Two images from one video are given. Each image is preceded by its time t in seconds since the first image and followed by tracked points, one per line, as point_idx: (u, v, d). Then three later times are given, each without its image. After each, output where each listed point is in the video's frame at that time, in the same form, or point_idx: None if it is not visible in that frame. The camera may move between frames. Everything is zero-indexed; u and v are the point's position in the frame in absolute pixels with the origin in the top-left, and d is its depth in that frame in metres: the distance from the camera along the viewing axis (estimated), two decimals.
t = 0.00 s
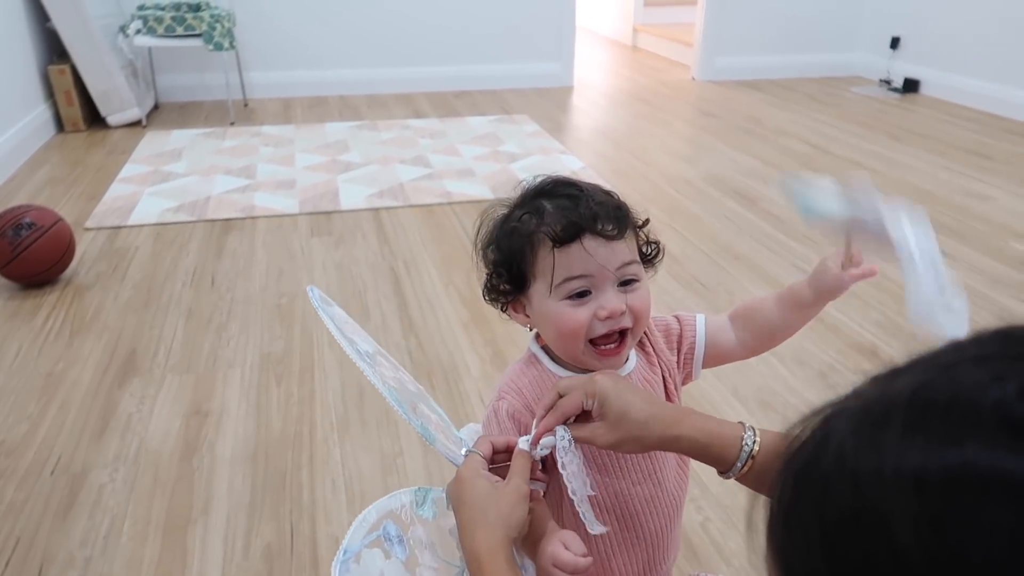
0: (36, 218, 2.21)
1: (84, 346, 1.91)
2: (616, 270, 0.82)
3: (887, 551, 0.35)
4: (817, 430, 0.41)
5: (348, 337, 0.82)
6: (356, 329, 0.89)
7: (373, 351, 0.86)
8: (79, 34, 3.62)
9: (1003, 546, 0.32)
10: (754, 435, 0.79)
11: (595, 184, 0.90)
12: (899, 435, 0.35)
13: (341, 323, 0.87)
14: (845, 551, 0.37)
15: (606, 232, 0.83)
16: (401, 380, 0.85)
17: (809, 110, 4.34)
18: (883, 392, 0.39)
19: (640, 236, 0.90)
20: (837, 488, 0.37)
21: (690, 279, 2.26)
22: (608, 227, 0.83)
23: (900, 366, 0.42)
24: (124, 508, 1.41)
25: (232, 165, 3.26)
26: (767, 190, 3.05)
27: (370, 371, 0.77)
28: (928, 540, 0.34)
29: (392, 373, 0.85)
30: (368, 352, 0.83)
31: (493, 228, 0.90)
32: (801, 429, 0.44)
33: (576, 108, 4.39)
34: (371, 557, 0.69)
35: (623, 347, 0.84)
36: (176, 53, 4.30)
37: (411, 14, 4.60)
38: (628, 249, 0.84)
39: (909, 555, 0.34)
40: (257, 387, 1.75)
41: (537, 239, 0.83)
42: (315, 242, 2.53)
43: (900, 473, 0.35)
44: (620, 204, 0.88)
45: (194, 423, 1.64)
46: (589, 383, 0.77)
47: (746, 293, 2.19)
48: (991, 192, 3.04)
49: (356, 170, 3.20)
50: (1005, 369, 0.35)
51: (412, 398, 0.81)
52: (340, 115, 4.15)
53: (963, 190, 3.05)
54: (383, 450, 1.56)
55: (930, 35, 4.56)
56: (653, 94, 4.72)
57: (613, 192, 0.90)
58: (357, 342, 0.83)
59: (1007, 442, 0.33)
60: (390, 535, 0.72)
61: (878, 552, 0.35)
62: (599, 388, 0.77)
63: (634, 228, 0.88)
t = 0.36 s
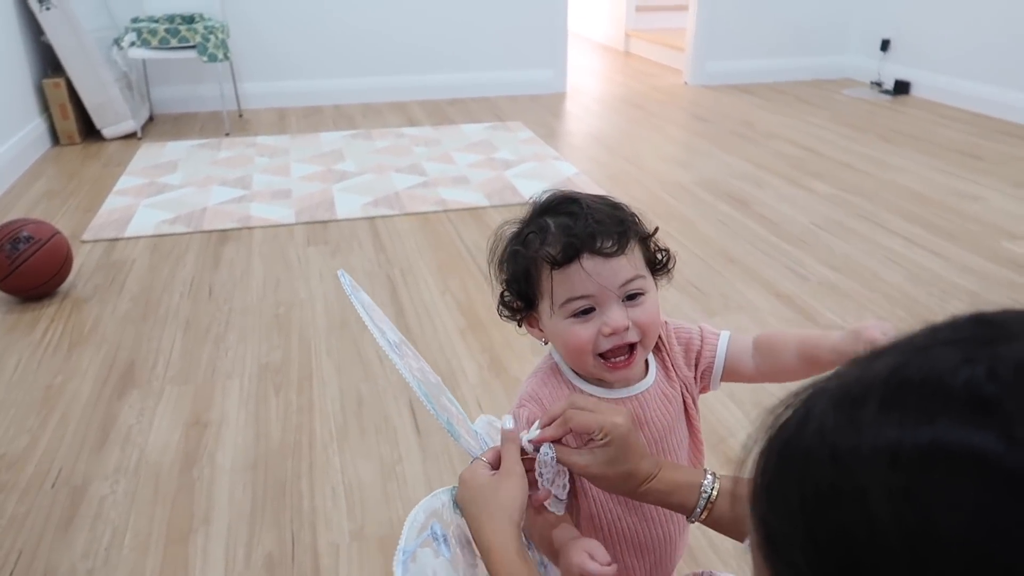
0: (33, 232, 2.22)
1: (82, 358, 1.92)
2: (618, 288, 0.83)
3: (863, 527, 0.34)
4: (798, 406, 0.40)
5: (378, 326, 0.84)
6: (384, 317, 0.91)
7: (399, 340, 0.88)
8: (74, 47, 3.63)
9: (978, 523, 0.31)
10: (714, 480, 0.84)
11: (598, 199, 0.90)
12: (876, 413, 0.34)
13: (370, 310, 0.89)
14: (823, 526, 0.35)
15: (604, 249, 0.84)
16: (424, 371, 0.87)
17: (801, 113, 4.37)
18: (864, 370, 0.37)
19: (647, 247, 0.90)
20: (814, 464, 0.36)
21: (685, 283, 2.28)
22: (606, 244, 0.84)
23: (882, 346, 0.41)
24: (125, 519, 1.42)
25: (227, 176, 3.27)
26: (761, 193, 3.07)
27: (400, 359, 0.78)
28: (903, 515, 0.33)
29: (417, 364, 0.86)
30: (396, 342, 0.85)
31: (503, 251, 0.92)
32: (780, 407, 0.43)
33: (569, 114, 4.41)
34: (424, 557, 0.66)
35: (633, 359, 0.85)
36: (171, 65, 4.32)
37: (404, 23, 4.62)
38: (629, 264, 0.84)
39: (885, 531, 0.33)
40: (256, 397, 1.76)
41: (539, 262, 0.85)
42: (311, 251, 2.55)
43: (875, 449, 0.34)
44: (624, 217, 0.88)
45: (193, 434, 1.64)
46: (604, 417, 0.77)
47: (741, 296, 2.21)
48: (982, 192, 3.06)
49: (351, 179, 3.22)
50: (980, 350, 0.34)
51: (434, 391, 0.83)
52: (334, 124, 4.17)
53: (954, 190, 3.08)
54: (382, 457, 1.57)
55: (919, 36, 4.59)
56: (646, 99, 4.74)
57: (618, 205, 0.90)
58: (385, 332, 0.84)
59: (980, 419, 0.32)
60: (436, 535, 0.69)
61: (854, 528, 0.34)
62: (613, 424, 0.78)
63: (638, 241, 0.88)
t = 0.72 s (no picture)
0: (14, 251, 2.20)
1: (66, 378, 1.91)
2: (586, 320, 0.82)
3: (827, 490, 0.34)
4: (761, 379, 0.40)
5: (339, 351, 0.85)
6: (354, 341, 0.91)
7: (366, 363, 0.89)
8: (53, 66, 3.61)
9: (938, 481, 0.32)
10: (697, 481, 0.86)
11: (572, 219, 0.87)
12: (839, 379, 0.35)
13: (337, 336, 0.89)
14: (789, 492, 0.36)
15: (571, 281, 0.81)
16: (392, 391, 0.87)
17: (780, 119, 4.42)
18: (826, 342, 0.38)
19: (624, 268, 0.87)
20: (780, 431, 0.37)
21: (670, 290, 2.30)
22: (573, 275, 0.81)
23: (842, 323, 0.42)
24: (112, 538, 1.41)
25: (210, 192, 3.27)
26: (742, 199, 3.10)
27: (356, 382, 0.79)
28: (865, 477, 0.33)
29: (384, 385, 0.87)
30: (360, 364, 0.86)
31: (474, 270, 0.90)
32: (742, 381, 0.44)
33: (551, 124, 4.44)
34: (312, 559, 0.72)
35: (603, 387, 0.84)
36: (152, 82, 4.30)
37: (384, 36, 4.63)
38: (598, 295, 0.82)
39: (848, 494, 0.34)
40: (242, 413, 1.75)
41: (505, 290, 0.84)
42: (295, 265, 2.54)
43: (839, 415, 0.35)
44: (598, 240, 0.86)
45: (179, 450, 1.64)
46: (590, 423, 0.79)
47: (725, 302, 2.22)
48: (959, 194, 3.11)
49: (335, 193, 3.22)
50: (935, 320, 0.35)
51: (398, 409, 0.83)
52: (316, 138, 4.17)
53: (932, 193, 3.12)
54: (371, 468, 1.57)
55: (894, 42, 4.65)
56: (627, 108, 4.78)
57: (594, 224, 0.87)
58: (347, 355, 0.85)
59: (937, 383, 0.33)
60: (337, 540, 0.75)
61: (818, 494, 0.35)
62: (599, 430, 0.80)
63: (611, 265, 0.85)
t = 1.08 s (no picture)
0: None
1: (39, 382, 1.89)
2: (563, 365, 0.85)
3: (791, 485, 0.32)
4: (728, 373, 0.38)
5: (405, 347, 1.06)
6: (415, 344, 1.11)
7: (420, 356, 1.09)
8: (28, 65, 3.57)
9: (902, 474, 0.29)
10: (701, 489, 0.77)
11: (610, 248, 0.86)
12: (810, 368, 0.33)
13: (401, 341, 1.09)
14: (754, 482, 0.33)
15: (553, 330, 0.84)
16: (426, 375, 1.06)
17: (758, 123, 4.46)
18: (792, 333, 0.37)
19: (638, 322, 0.85)
20: (746, 424, 0.34)
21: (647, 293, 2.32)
22: (557, 326, 0.84)
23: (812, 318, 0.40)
24: (85, 545, 1.40)
25: (187, 193, 3.24)
26: (719, 203, 3.13)
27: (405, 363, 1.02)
28: (829, 468, 0.31)
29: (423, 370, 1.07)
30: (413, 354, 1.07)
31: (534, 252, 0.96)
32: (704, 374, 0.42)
33: (531, 127, 4.45)
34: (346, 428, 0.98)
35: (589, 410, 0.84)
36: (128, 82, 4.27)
37: (364, 37, 4.62)
38: (578, 351, 0.84)
39: (810, 488, 0.31)
40: (219, 417, 1.75)
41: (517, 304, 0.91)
42: (274, 268, 2.54)
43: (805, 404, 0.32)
44: (610, 288, 0.84)
45: (154, 456, 1.63)
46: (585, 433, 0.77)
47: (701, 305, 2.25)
48: (931, 199, 3.16)
49: (314, 195, 3.21)
50: (906, 310, 0.34)
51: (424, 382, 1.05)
52: (295, 140, 4.15)
53: (905, 198, 3.17)
54: (348, 474, 1.57)
55: (869, 48, 4.72)
56: (606, 112, 4.81)
57: (624, 262, 0.85)
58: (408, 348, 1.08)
59: (904, 372, 0.31)
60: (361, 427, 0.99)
61: (780, 488, 0.32)
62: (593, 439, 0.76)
63: (613, 316, 0.84)
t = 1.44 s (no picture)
0: None
1: None
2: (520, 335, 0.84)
3: (725, 391, 0.37)
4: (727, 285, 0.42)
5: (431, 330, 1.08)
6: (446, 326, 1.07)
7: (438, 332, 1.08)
8: None
9: (813, 412, 0.34)
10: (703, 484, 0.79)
11: (580, 235, 0.80)
12: (776, 308, 0.37)
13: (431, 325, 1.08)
14: (697, 392, 0.38)
15: (508, 300, 0.83)
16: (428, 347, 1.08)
17: (719, 124, 4.50)
18: (799, 266, 0.40)
19: (585, 316, 0.79)
20: (712, 340, 0.39)
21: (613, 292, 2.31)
22: (513, 298, 0.82)
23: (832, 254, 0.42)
24: (36, 558, 1.33)
25: (142, 194, 3.15)
26: (683, 203, 3.15)
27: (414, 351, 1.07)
28: (756, 391, 0.36)
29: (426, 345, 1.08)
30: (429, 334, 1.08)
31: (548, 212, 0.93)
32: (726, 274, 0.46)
33: (495, 128, 4.43)
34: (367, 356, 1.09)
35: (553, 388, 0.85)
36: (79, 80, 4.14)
37: (324, 36, 4.55)
38: (527, 327, 0.82)
39: (735, 403, 0.36)
40: (177, 422, 1.69)
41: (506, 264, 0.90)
42: (233, 270, 2.47)
43: (762, 333, 0.37)
44: (567, 275, 0.79)
45: (110, 463, 1.57)
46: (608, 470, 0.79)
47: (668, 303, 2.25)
48: (888, 197, 3.21)
49: (275, 196, 3.14)
50: (899, 279, 0.36)
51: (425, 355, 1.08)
52: (255, 140, 4.07)
53: (864, 197, 3.22)
54: (313, 478, 1.53)
55: (826, 50, 4.79)
56: (569, 112, 4.81)
57: (587, 256, 0.79)
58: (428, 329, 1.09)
59: (850, 335, 0.35)
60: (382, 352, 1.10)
61: (714, 403, 0.37)
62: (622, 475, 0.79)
63: (561, 304, 0.79)
